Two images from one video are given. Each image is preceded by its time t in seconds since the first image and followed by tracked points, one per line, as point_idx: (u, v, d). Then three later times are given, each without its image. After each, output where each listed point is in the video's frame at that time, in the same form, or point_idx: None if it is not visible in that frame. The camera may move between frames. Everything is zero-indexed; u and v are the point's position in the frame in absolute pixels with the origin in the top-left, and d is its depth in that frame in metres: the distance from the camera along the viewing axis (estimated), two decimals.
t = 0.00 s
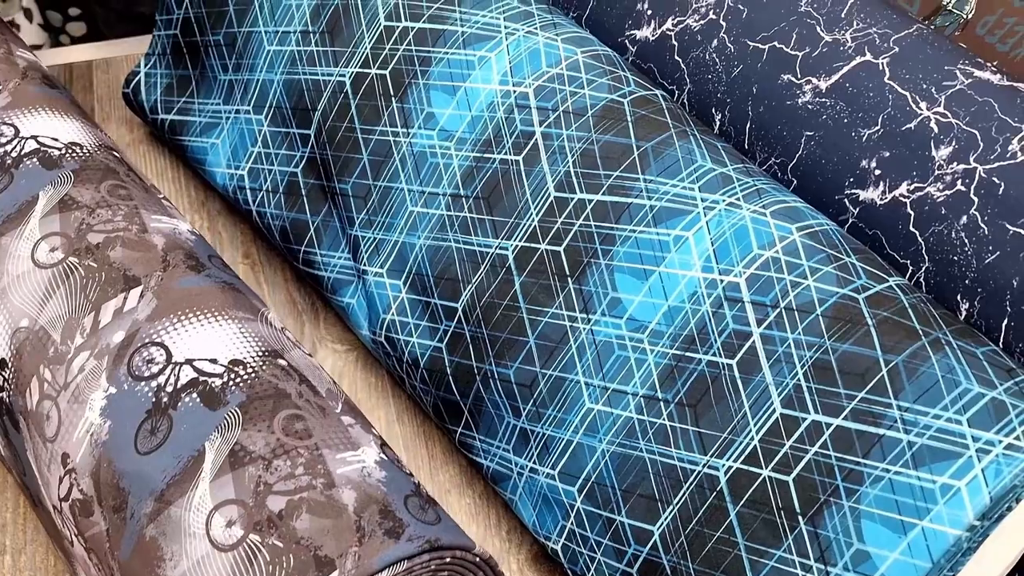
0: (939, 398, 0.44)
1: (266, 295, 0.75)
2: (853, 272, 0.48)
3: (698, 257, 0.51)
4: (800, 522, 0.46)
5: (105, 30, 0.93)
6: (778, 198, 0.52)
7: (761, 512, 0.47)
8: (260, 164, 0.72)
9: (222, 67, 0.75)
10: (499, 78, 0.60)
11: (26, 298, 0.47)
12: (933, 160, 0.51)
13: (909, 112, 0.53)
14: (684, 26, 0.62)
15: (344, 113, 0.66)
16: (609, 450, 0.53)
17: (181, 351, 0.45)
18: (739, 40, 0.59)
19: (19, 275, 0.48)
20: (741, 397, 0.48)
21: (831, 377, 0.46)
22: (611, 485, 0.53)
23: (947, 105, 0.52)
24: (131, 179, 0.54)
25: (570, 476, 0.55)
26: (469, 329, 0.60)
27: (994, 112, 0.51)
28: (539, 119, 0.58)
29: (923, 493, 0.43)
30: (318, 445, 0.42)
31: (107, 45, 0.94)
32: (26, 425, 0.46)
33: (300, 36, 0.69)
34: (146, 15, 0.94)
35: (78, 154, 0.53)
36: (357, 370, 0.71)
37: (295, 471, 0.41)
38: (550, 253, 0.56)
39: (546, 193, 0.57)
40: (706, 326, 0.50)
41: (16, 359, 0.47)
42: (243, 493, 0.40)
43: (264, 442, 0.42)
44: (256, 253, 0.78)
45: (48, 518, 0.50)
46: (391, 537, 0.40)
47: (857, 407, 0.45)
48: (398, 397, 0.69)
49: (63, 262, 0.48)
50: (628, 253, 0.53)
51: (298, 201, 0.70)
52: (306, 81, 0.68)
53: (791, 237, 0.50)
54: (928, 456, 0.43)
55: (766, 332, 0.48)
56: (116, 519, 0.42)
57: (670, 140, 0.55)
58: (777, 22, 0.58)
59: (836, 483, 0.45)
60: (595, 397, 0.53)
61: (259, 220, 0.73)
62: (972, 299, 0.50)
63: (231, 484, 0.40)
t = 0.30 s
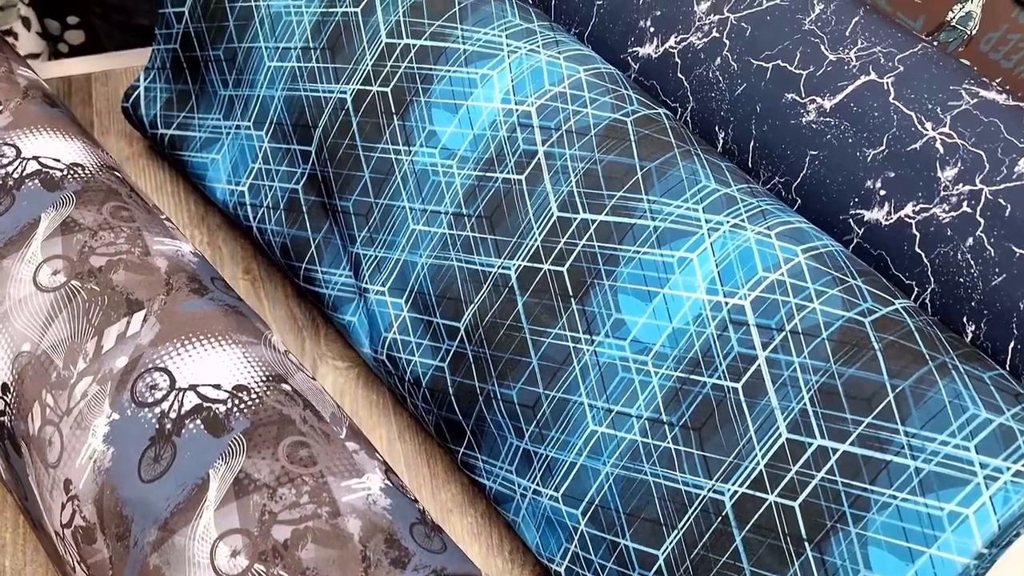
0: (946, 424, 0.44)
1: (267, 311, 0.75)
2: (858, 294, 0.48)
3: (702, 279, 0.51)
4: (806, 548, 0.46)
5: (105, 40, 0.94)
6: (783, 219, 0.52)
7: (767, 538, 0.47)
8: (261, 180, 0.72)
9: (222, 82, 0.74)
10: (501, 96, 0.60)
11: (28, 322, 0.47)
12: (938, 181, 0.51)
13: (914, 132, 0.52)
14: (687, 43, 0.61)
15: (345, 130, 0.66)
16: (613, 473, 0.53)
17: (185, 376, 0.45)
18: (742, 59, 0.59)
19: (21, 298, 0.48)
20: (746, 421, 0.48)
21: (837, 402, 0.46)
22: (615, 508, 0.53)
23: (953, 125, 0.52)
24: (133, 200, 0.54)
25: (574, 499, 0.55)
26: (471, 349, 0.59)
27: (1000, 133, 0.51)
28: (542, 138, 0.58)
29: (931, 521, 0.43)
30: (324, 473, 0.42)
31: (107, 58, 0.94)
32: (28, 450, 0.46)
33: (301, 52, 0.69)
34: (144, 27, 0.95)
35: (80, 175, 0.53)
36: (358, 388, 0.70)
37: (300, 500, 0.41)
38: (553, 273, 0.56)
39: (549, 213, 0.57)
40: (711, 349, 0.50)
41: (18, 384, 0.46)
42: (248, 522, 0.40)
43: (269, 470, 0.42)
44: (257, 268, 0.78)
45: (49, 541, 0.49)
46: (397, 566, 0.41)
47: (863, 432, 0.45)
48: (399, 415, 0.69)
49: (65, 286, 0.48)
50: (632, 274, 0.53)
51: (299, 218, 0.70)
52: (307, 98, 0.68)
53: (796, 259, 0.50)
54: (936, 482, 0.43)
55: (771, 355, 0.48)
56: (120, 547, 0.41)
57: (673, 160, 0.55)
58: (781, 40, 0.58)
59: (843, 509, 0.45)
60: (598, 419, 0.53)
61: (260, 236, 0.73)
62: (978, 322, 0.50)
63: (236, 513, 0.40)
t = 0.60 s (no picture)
0: (961, 449, 0.44)
1: (270, 328, 0.74)
2: (871, 316, 0.48)
3: (712, 300, 0.51)
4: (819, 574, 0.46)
5: (106, 50, 0.99)
6: (793, 239, 0.52)
7: (779, 563, 0.47)
8: (264, 196, 0.72)
9: (225, 96, 0.74)
10: (507, 113, 0.60)
11: (32, 346, 0.46)
12: (950, 201, 0.51)
13: (925, 151, 0.52)
14: (694, 59, 0.61)
15: (349, 146, 0.66)
16: (622, 496, 0.53)
17: (191, 402, 0.44)
18: (750, 75, 0.58)
19: (25, 322, 0.47)
20: (757, 445, 0.48)
21: (849, 426, 0.46)
22: (624, 532, 0.53)
23: (965, 144, 0.52)
24: (138, 221, 0.53)
25: (583, 521, 0.55)
26: (478, 368, 0.59)
27: (1012, 151, 0.51)
28: (548, 155, 0.58)
29: (946, 548, 0.43)
30: (333, 501, 0.42)
31: (108, 71, 0.93)
32: (33, 476, 0.45)
33: (304, 67, 0.68)
34: (145, 38, 0.98)
35: (84, 196, 0.52)
36: (362, 405, 0.70)
37: (309, 529, 0.40)
38: (560, 292, 0.56)
39: (555, 232, 0.57)
40: (721, 372, 0.50)
41: (22, 409, 0.46)
42: (257, 552, 0.39)
43: (277, 498, 0.41)
44: (259, 283, 0.77)
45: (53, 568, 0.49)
46: None
47: (876, 458, 0.45)
48: (404, 433, 0.68)
49: (71, 309, 0.47)
50: (640, 294, 0.53)
51: (302, 234, 0.69)
52: (311, 113, 0.68)
53: (807, 280, 0.50)
54: (951, 509, 0.43)
55: (782, 379, 0.48)
56: None
57: (682, 179, 0.55)
58: (790, 57, 0.57)
59: (856, 536, 0.45)
60: (607, 441, 0.53)
61: (263, 253, 0.73)
62: (991, 343, 0.49)
63: (244, 543, 0.40)
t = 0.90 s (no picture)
0: (975, 474, 0.43)
1: (271, 343, 0.73)
2: (882, 337, 0.48)
3: (721, 320, 0.50)
4: None
5: (106, 60, 1.00)
6: (802, 257, 0.51)
7: None
8: (265, 209, 0.71)
9: (225, 109, 0.73)
10: (512, 128, 0.59)
11: (30, 370, 0.46)
12: (962, 218, 0.50)
13: (936, 168, 0.52)
14: (700, 73, 0.60)
15: (351, 160, 0.65)
16: (629, 519, 0.52)
17: (192, 428, 0.43)
18: (758, 90, 0.58)
19: (23, 344, 0.46)
20: (767, 468, 0.47)
21: (861, 449, 0.45)
22: (631, 554, 0.52)
23: (976, 160, 0.51)
24: (138, 240, 0.53)
25: (589, 543, 0.54)
26: (482, 387, 0.58)
27: None
28: (553, 171, 0.57)
29: None
30: (336, 529, 0.41)
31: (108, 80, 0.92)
32: (31, 502, 0.44)
33: (305, 80, 0.67)
34: (145, 47, 0.99)
35: (83, 215, 0.52)
36: (364, 421, 0.69)
37: (312, 559, 0.40)
38: (566, 310, 0.55)
39: (561, 248, 0.56)
40: (730, 393, 0.49)
41: (20, 434, 0.45)
42: None
43: (280, 527, 0.40)
44: (260, 296, 0.77)
45: None
46: None
47: (889, 482, 0.45)
48: (407, 450, 0.68)
49: (69, 331, 0.46)
50: (647, 312, 0.52)
51: (303, 249, 0.69)
52: (312, 127, 0.67)
53: (817, 300, 0.49)
54: (965, 535, 0.43)
55: (793, 401, 0.47)
56: None
57: (689, 196, 0.54)
58: (798, 71, 0.57)
59: (868, 561, 0.44)
60: (614, 462, 0.52)
61: (264, 266, 0.72)
62: (1004, 363, 0.49)
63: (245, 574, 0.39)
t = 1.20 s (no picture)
0: (997, 502, 0.42)
1: (275, 358, 0.73)
2: (901, 359, 0.47)
3: (735, 342, 0.49)
4: None
5: (108, 71, 0.99)
6: (818, 277, 0.50)
7: None
8: (269, 224, 0.70)
9: (228, 122, 0.72)
10: (521, 144, 0.58)
11: (32, 396, 0.45)
12: (980, 238, 0.50)
13: (954, 186, 0.51)
14: (712, 88, 0.59)
15: (357, 176, 0.64)
16: (642, 543, 0.51)
17: (197, 456, 0.43)
18: (771, 105, 0.57)
19: (24, 370, 0.45)
20: (784, 494, 0.46)
21: (881, 476, 0.44)
22: None
23: (995, 179, 0.50)
24: (141, 261, 0.52)
25: (601, 568, 0.53)
26: (490, 407, 0.57)
27: None
28: (563, 189, 0.56)
29: None
30: (345, 561, 0.40)
31: (106, 92, 0.91)
32: (32, 531, 0.43)
33: (310, 94, 0.66)
34: (147, 59, 0.98)
35: (85, 235, 0.51)
36: (370, 439, 0.68)
37: None
38: (576, 330, 0.54)
39: (571, 267, 0.55)
40: (745, 417, 0.48)
41: (21, 461, 0.44)
42: None
43: (287, 560, 0.39)
44: (264, 310, 0.76)
45: None
46: None
47: (909, 510, 0.44)
48: (413, 468, 0.67)
49: (71, 357, 0.45)
50: (660, 333, 0.51)
51: (309, 264, 0.68)
52: (317, 141, 0.66)
53: (833, 321, 0.48)
54: (987, 565, 0.42)
55: (810, 425, 0.46)
56: None
57: (702, 214, 0.53)
58: (811, 87, 0.56)
59: None
60: (626, 486, 0.51)
61: (268, 282, 0.71)
62: None
63: None
